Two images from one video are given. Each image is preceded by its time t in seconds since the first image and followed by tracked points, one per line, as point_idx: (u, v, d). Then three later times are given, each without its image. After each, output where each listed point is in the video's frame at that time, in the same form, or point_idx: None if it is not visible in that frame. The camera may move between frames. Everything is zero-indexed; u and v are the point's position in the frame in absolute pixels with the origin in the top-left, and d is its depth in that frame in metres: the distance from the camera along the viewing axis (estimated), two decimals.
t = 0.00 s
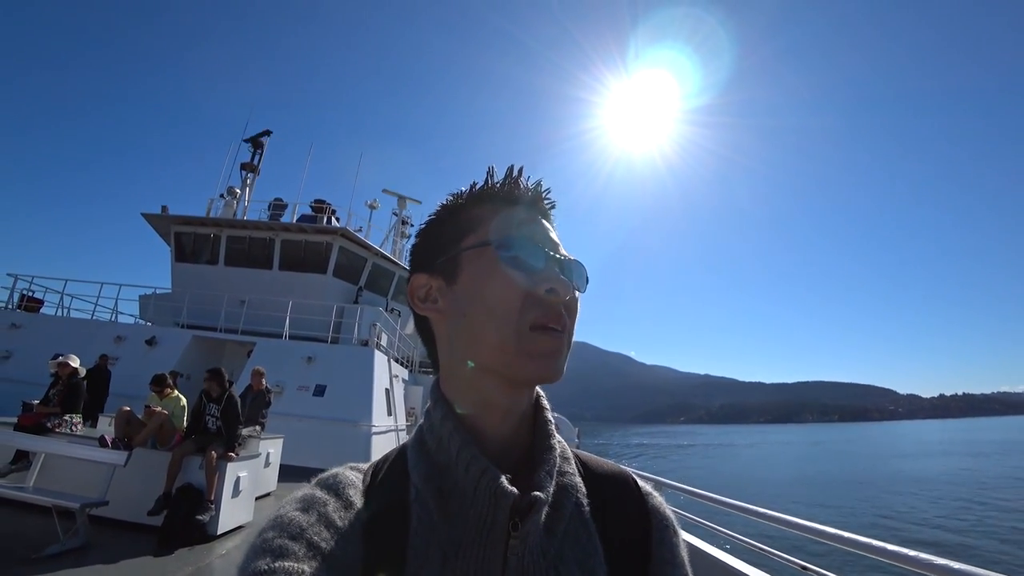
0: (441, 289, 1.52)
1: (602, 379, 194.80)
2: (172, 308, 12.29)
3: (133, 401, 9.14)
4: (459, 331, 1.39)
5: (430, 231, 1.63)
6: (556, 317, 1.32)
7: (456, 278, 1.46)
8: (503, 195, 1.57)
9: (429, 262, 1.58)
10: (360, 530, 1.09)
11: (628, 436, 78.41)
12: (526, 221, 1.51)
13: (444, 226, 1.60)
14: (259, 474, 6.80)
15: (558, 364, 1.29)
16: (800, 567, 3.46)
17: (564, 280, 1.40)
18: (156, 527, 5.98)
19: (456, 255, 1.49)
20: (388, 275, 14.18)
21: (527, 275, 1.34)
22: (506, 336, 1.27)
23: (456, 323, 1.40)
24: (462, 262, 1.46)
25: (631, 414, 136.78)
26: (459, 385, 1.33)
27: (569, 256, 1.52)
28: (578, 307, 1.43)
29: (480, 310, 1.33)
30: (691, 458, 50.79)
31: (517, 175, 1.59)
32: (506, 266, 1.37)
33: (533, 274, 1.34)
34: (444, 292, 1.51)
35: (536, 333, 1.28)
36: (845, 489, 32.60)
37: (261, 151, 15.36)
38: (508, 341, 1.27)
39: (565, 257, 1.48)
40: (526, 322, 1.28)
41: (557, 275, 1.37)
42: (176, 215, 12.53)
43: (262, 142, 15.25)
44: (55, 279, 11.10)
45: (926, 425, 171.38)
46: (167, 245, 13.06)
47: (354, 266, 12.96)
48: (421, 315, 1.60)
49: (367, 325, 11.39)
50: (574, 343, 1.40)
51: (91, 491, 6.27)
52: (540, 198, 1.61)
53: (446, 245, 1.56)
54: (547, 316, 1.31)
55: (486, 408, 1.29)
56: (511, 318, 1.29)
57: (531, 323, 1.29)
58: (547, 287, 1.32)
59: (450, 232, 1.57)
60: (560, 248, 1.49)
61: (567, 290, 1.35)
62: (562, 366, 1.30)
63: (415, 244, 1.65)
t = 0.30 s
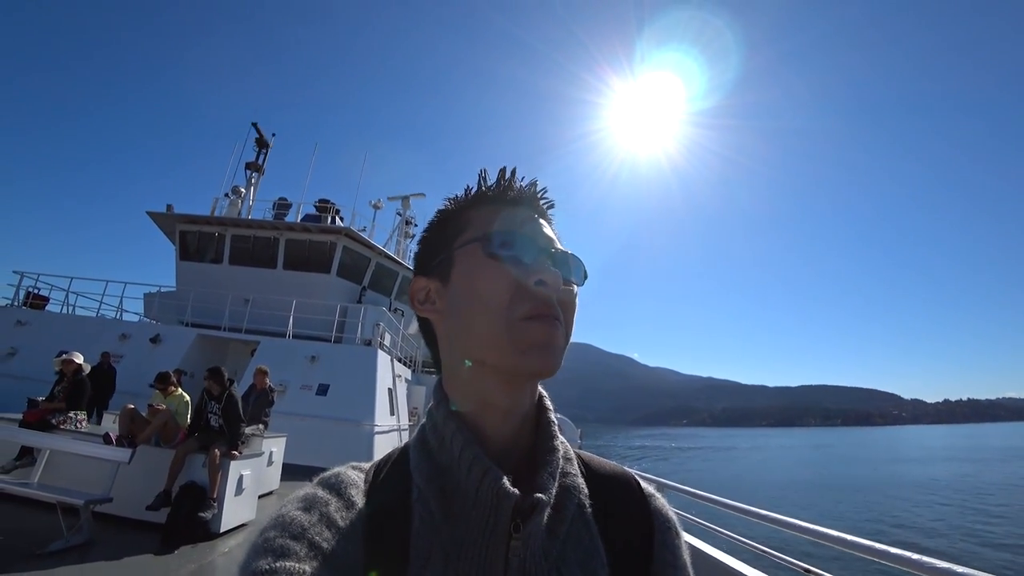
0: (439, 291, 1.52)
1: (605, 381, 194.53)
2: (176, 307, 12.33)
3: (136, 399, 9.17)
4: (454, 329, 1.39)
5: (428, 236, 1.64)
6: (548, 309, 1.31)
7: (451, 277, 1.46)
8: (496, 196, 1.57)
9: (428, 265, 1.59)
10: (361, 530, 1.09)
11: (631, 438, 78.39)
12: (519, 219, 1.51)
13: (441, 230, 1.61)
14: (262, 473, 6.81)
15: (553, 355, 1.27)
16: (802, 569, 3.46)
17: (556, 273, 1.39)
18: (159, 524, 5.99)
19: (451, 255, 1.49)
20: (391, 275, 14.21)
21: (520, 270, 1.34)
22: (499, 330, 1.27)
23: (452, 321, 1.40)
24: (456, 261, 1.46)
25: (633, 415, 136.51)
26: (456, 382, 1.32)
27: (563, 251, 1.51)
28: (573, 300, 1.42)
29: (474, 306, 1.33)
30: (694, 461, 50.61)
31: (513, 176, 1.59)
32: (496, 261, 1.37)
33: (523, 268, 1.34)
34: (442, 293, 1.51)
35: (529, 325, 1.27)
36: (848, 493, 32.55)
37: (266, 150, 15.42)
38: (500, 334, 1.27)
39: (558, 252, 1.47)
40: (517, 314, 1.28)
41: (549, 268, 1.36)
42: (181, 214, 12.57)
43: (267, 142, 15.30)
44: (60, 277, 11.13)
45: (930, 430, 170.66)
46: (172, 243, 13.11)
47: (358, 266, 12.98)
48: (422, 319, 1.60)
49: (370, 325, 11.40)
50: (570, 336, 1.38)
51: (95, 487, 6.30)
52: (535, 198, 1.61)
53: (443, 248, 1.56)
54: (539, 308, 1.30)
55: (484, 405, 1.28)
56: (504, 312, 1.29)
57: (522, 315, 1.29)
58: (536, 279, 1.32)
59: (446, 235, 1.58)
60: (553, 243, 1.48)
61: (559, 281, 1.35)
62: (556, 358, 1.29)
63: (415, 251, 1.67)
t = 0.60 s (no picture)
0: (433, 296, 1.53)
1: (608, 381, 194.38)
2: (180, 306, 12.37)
3: (140, 399, 9.20)
4: (443, 331, 1.39)
5: (424, 245, 1.66)
6: (529, 303, 1.29)
7: (439, 282, 1.47)
8: (483, 200, 1.57)
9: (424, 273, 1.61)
10: (362, 532, 1.09)
11: (635, 438, 78.18)
12: (505, 219, 1.50)
13: (435, 237, 1.63)
14: (266, 472, 6.83)
15: (535, 350, 1.26)
16: (806, 570, 3.42)
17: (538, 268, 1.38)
18: (163, 523, 6.01)
19: (440, 260, 1.50)
20: (394, 275, 14.22)
21: (499, 268, 1.34)
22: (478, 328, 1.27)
23: (441, 324, 1.41)
24: (443, 265, 1.47)
25: (636, 415, 136.36)
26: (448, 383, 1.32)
27: (549, 246, 1.49)
28: (559, 294, 1.39)
29: (457, 306, 1.34)
30: (697, 461, 50.51)
31: (500, 178, 1.58)
32: (477, 260, 1.36)
33: (502, 265, 1.33)
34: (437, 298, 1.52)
35: (508, 321, 1.26)
36: (854, 495, 32.37)
37: (270, 151, 15.45)
38: (481, 331, 1.27)
39: (543, 247, 1.45)
40: (496, 311, 1.27)
41: (528, 262, 1.35)
42: (184, 214, 12.61)
43: (270, 142, 15.33)
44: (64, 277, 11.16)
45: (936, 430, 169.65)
46: (176, 243, 13.15)
47: (361, 266, 13.00)
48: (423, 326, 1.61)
49: (373, 324, 11.42)
50: (558, 330, 1.35)
51: (100, 487, 6.33)
52: (525, 197, 1.59)
53: (435, 255, 1.58)
54: (519, 302, 1.29)
55: (475, 406, 1.27)
56: (483, 309, 1.29)
57: (503, 311, 1.28)
58: (513, 274, 1.31)
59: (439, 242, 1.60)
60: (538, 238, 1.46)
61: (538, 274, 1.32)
62: (539, 352, 1.27)
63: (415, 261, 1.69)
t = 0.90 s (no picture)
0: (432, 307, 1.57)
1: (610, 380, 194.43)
2: (183, 304, 12.42)
3: (144, 396, 9.24)
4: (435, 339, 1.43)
5: (427, 258, 1.70)
6: (506, 304, 1.30)
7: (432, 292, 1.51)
8: (476, 208, 1.59)
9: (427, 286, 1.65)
10: (366, 535, 1.10)
11: (636, 437, 78.02)
12: (492, 224, 1.50)
13: (434, 249, 1.66)
14: (268, 471, 6.85)
15: (512, 348, 1.26)
16: (808, 571, 3.41)
17: (520, 267, 1.37)
18: (166, 522, 6.04)
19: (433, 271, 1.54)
20: (397, 274, 14.24)
21: (477, 271, 1.36)
22: (457, 333, 1.30)
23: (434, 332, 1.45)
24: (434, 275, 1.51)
25: (638, 414, 136.37)
26: (443, 385, 1.34)
27: (538, 245, 1.47)
28: (546, 291, 1.38)
29: (440, 313, 1.37)
30: (698, 461, 50.49)
31: (492, 185, 1.59)
32: (458, 267, 1.39)
33: (479, 269, 1.36)
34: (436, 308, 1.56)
35: (484, 324, 1.28)
36: (856, 495, 32.28)
37: (272, 149, 15.47)
38: (459, 336, 1.30)
39: (529, 246, 1.44)
40: (473, 315, 1.30)
41: (505, 264, 1.35)
42: (187, 212, 12.64)
43: (272, 140, 15.35)
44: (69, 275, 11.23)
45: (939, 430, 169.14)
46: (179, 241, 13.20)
47: (363, 265, 13.01)
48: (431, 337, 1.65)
49: (376, 323, 11.43)
50: (545, 328, 1.34)
51: (104, 484, 6.37)
52: (519, 199, 1.58)
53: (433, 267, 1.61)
54: (495, 305, 1.30)
55: (464, 411, 1.29)
56: (461, 314, 1.32)
57: (479, 314, 1.30)
58: (489, 277, 1.33)
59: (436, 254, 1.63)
60: (524, 239, 1.45)
61: (513, 275, 1.33)
62: (518, 351, 1.27)
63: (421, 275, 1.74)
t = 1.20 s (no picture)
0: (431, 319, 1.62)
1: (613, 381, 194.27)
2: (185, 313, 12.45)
3: (147, 406, 9.27)
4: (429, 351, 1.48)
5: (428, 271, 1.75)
6: (491, 314, 1.34)
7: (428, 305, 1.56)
8: (470, 221, 1.62)
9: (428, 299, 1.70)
10: (370, 540, 1.12)
11: (642, 438, 77.90)
12: (483, 235, 1.54)
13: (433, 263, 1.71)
14: (273, 478, 6.87)
15: (496, 357, 1.29)
16: (816, 570, 3.40)
17: (506, 277, 1.40)
18: (172, 531, 6.06)
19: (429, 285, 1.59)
20: (398, 279, 14.27)
21: (464, 285, 1.40)
22: (444, 345, 1.34)
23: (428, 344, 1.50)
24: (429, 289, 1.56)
25: (642, 415, 136.15)
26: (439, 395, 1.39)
27: (528, 254, 1.49)
28: (533, 299, 1.40)
29: (431, 326, 1.42)
30: (703, 460, 50.37)
31: (485, 198, 1.62)
32: (447, 281, 1.44)
33: (465, 283, 1.40)
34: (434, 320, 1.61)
35: (470, 335, 1.32)
36: (862, 492, 32.20)
37: (271, 156, 15.52)
38: (447, 348, 1.34)
39: (518, 255, 1.46)
40: (460, 326, 1.34)
41: (490, 276, 1.39)
42: (188, 221, 12.69)
43: (271, 147, 15.41)
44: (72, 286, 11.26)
45: (946, 425, 168.17)
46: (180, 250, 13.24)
47: (364, 270, 13.05)
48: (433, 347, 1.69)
49: (378, 328, 11.45)
50: (532, 336, 1.36)
51: (109, 494, 6.39)
52: (512, 210, 1.60)
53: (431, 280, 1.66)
54: (481, 316, 1.34)
55: (457, 420, 1.32)
56: (448, 326, 1.36)
57: (466, 326, 1.34)
58: (474, 290, 1.37)
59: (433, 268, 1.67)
60: (514, 250, 1.48)
61: (498, 287, 1.37)
62: (505, 360, 1.30)
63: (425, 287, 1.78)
